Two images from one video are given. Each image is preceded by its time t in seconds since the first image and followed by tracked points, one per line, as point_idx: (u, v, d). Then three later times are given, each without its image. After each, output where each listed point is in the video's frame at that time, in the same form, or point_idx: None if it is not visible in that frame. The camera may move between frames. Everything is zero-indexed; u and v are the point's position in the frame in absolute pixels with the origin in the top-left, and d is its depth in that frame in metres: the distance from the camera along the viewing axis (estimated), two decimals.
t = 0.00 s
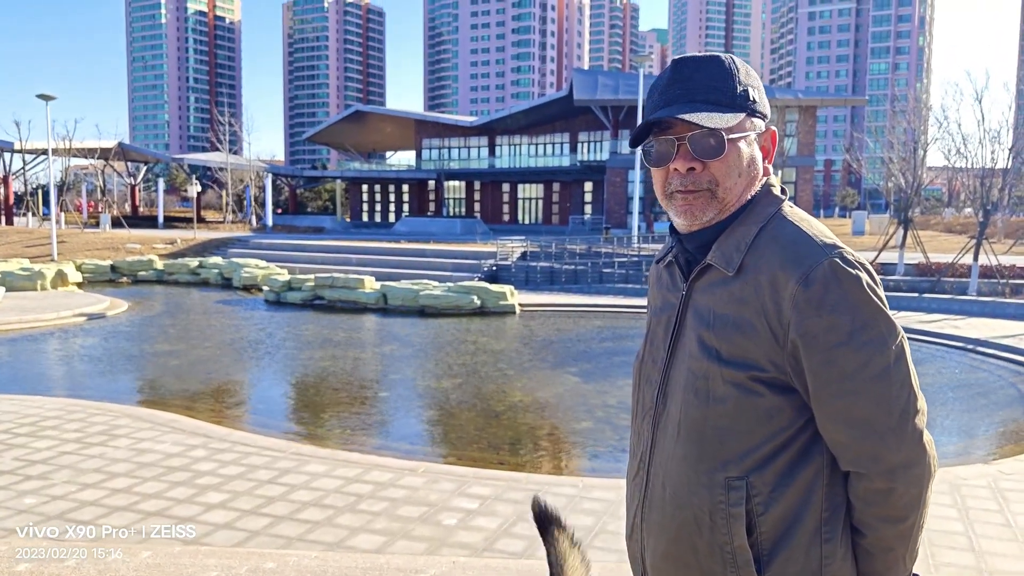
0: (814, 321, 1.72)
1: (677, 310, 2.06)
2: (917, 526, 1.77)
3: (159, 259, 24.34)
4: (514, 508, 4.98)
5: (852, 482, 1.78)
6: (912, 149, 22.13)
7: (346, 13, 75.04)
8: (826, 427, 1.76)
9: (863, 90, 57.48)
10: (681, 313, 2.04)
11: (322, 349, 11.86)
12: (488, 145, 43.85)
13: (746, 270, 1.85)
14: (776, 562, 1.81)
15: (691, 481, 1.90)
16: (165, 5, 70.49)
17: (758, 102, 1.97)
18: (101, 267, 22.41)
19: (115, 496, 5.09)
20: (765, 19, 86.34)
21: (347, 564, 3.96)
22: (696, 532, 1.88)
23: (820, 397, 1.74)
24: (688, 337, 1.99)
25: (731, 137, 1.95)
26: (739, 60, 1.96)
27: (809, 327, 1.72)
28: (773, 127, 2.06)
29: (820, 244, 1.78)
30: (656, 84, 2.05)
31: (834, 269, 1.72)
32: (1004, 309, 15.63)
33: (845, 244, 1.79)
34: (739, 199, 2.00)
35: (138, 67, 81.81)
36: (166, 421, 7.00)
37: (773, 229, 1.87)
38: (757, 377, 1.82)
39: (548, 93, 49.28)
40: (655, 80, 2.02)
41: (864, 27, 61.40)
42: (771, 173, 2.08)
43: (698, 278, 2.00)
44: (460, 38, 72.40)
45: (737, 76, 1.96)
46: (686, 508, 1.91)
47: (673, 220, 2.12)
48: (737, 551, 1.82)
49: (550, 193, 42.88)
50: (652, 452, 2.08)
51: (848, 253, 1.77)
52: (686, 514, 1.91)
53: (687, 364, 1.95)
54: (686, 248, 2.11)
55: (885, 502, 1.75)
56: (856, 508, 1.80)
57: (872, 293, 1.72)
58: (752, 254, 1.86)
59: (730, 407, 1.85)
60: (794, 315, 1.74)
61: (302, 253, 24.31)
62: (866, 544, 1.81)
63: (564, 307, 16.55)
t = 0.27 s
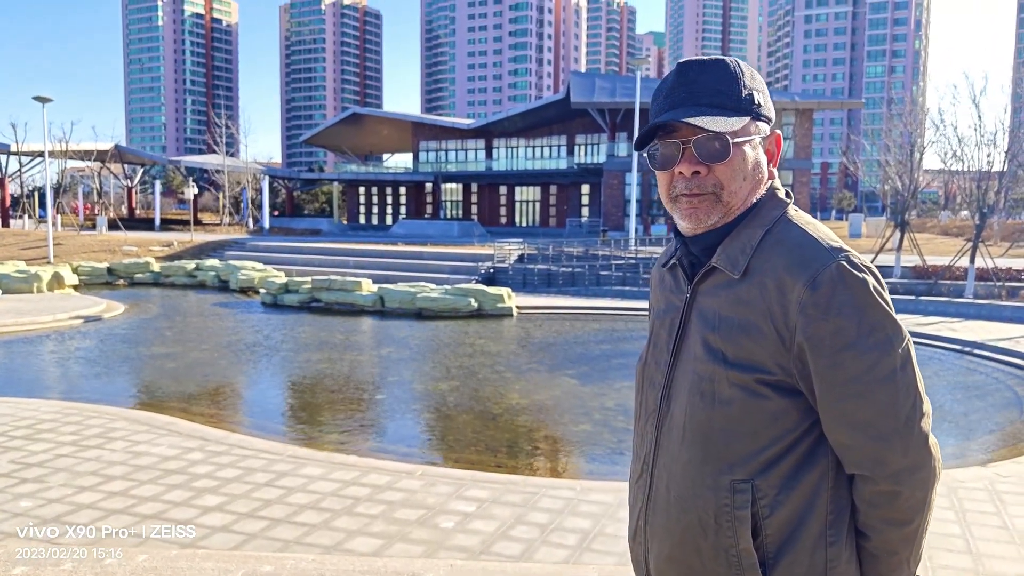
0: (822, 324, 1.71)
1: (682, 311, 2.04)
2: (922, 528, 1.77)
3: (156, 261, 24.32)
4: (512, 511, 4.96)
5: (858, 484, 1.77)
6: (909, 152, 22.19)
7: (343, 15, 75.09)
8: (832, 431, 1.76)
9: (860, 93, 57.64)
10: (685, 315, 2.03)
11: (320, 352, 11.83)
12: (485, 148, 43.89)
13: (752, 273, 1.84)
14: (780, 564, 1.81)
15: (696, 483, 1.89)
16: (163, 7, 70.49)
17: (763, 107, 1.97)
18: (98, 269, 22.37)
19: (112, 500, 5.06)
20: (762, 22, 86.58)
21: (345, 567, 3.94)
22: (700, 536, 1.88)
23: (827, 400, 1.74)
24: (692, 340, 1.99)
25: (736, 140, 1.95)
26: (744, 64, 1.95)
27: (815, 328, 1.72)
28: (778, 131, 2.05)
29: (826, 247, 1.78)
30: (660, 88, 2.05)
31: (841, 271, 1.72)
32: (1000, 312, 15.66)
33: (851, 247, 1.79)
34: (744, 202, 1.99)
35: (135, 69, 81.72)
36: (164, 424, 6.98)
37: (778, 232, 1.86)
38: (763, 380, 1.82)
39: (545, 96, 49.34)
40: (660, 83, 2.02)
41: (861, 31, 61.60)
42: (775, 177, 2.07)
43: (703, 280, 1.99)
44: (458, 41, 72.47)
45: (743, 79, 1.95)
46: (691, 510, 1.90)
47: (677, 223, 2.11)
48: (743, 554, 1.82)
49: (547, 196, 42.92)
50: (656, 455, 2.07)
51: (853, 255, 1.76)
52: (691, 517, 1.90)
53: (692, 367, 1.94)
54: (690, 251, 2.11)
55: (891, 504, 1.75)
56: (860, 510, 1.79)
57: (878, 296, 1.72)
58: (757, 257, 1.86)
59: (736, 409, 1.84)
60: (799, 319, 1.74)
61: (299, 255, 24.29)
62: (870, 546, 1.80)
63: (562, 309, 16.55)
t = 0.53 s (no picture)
0: (828, 326, 1.71)
1: (685, 313, 2.03)
2: (927, 529, 1.77)
3: (152, 263, 24.27)
4: (511, 514, 4.95)
5: (862, 486, 1.77)
6: (905, 155, 22.25)
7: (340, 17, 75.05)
8: (837, 432, 1.75)
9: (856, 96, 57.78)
10: (689, 317, 2.02)
11: (317, 354, 11.79)
12: (482, 150, 43.90)
13: (757, 274, 1.83)
14: (786, 565, 1.80)
15: (703, 484, 1.87)
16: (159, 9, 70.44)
17: (765, 109, 1.96)
18: (94, 271, 22.33)
19: (109, 502, 5.04)
20: (758, 24, 86.76)
21: (343, 569, 3.92)
22: (705, 538, 1.87)
23: (832, 401, 1.73)
24: (696, 342, 1.97)
25: (740, 142, 1.94)
26: (747, 66, 1.95)
27: (822, 329, 1.71)
28: (781, 133, 2.05)
29: (830, 248, 1.77)
30: (662, 91, 2.04)
31: (847, 273, 1.71)
32: (997, 314, 15.67)
33: (855, 249, 1.78)
34: (747, 204, 1.98)
35: (132, 71, 81.64)
36: (161, 426, 6.95)
37: (784, 234, 1.85)
38: (769, 382, 1.81)
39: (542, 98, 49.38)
40: (662, 86, 2.02)
41: (857, 34, 61.76)
42: (778, 180, 2.06)
43: (706, 282, 1.98)
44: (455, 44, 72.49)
45: (746, 81, 1.95)
46: (697, 513, 1.89)
47: (680, 224, 2.10)
48: (748, 555, 1.81)
49: (545, 198, 42.92)
50: (660, 457, 2.05)
51: (858, 256, 1.76)
52: (696, 519, 1.89)
53: (696, 370, 1.93)
54: (694, 253, 2.09)
55: (896, 505, 1.74)
56: (866, 510, 1.78)
57: (883, 298, 1.71)
58: (763, 258, 1.85)
59: (741, 412, 1.84)
60: (806, 319, 1.73)
61: (296, 257, 24.25)
62: (877, 547, 1.80)
63: (559, 311, 16.54)
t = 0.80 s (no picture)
0: (811, 327, 1.71)
1: (673, 315, 2.03)
2: (913, 530, 1.78)
3: (149, 264, 24.23)
4: (506, 515, 4.95)
5: (850, 485, 1.77)
6: (902, 157, 22.29)
7: (337, 18, 75.02)
8: (822, 433, 1.76)
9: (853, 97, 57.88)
10: (677, 319, 2.02)
11: (313, 355, 11.78)
12: (480, 151, 43.91)
13: (741, 277, 1.84)
14: (774, 565, 1.80)
15: (691, 485, 1.88)
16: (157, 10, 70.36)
17: (751, 112, 1.97)
18: (91, 272, 22.31)
19: (104, 503, 5.03)
20: (756, 26, 86.86)
21: (339, 571, 3.92)
22: (693, 540, 1.87)
23: (818, 402, 1.73)
24: (683, 344, 1.98)
25: (724, 146, 1.95)
26: (733, 70, 1.96)
27: (806, 329, 1.71)
28: (767, 136, 2.05)
29: (815, 250, 1.78)
30: (650, 94, 2.05)
31: (831, 274, 1.72)
32: (993, 315, 15.70)
33: (840, 251, 1.79)
34: (732, 206, 1.99)
35: (130, 71, 81.55)
36: (156, 427, 6.95)
37: (769, 236, 1.86)
38: (755, 383, 1.81)
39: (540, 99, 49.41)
40: (649, 89, 2.02)
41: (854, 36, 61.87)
42: (764, 182, 2.07)
43: (692, 285, 1.98)
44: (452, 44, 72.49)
45: (730, 84, 1.95)
46: (684, 514, 1.89)
47: (667, 227, 2.11)
48: (736, 557, 1.81)
49: (542, 199, 42.94)
50: (648, 459, 2.05)
51: (841, 258, 1.77)
52: (684, 521, 1.89)
53: (684, 371, 1.93)
54: (682, 255, 2.10)
55: (881, 506, 1.75)
56: (852, 511, 1.79)
57: (867, 300, 1.72)
58: (747, 261, 1.86)
59: (728, 412, 1.84)
60: (790, 321, 1.74)
61: (294, 258, 24.23)
62: (862, 547, 1.80)
63: (556, 312, 16.54)
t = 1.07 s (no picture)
0: (803, 326, 1.72)
1: (666, 315, 2.04)
2: (903, 529, 1.78)
3: (146, 264, 24.19)
4: (504, 515, 4.96)
5: (838, 485, 1.78)
6: (899, 157, 22.32)
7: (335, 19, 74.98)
8: (815, 432, 1.76)
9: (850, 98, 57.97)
10: (669, 320, 2.03)
11: (310, 356, 11.76)
12: (478, 151, 43.93)
13: (733, 277, 1.85)
14: (764, 564, 1.82)
15: (682, 485, 1.89)
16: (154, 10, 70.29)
17: (743, 112, 1.98)
18: (88, 272, 22.30)
19: (100, 504, 5.03)
20: (753, 27, 86.95)
21: (336, 571, 3.92)
22: (683, 539, 1.88)
23: (807, 403, 1.74)
24: (675, 344, 1.98)
25: (717, 146, 1.95)
26: (726, 70, 1.96)
27: (797, 328, 1.72)
28: (759, 137, 2.06)
29: (807, 250, 1.78)
30: (643, 93, 2.05)
31: (823, 275, 1.72)
32: (990, 315, 15.72)
33: (831, 251, 1.79)
34: (725, 207, 1.99)
35: (127, 72, 81.45)
36: (154, 428, 6.94)
37: (761, 237, 1.87)
38: (747, 383, 1.82)
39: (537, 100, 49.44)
40: (642, 89, 2.03)
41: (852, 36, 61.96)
42: (757, 182, 2.07)
43: (686, 284, 1.98)
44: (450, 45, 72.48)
45: (723, 86, 1.97)
46: (675, 514, 1.90)
47: (661, 227, 2.11)
48: (726, 556, 1.82)
49: (540, 200, 42.95)
50: (640, 459, 2.07)
51: (833, 258, 1.77)
52: (675, 522, 1.89)
53: (677, 373, 1.93)
54: (675, 255, 2.10)
55: (871, 505, 1.75)
56: (842, 511, 1.79)
57: (858, 301, 1.73)
58: (739, 261, 1.86)
59: (719, 413, 1.85)
60: (780, 321, 1.75)
61: (291, 258, 24.22)
62: (853, 547, 1.81)
63: (554, 313, 16.54)
